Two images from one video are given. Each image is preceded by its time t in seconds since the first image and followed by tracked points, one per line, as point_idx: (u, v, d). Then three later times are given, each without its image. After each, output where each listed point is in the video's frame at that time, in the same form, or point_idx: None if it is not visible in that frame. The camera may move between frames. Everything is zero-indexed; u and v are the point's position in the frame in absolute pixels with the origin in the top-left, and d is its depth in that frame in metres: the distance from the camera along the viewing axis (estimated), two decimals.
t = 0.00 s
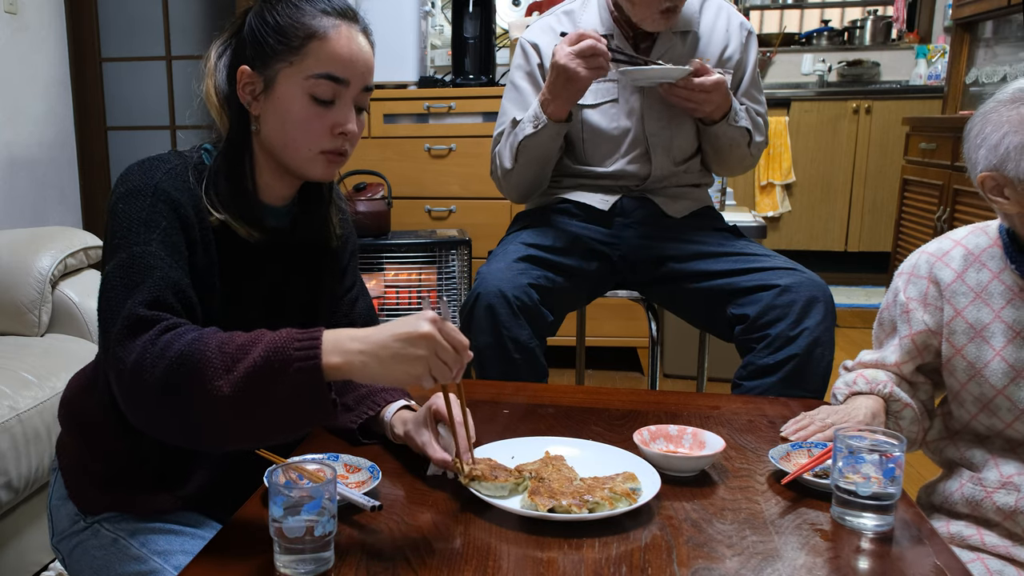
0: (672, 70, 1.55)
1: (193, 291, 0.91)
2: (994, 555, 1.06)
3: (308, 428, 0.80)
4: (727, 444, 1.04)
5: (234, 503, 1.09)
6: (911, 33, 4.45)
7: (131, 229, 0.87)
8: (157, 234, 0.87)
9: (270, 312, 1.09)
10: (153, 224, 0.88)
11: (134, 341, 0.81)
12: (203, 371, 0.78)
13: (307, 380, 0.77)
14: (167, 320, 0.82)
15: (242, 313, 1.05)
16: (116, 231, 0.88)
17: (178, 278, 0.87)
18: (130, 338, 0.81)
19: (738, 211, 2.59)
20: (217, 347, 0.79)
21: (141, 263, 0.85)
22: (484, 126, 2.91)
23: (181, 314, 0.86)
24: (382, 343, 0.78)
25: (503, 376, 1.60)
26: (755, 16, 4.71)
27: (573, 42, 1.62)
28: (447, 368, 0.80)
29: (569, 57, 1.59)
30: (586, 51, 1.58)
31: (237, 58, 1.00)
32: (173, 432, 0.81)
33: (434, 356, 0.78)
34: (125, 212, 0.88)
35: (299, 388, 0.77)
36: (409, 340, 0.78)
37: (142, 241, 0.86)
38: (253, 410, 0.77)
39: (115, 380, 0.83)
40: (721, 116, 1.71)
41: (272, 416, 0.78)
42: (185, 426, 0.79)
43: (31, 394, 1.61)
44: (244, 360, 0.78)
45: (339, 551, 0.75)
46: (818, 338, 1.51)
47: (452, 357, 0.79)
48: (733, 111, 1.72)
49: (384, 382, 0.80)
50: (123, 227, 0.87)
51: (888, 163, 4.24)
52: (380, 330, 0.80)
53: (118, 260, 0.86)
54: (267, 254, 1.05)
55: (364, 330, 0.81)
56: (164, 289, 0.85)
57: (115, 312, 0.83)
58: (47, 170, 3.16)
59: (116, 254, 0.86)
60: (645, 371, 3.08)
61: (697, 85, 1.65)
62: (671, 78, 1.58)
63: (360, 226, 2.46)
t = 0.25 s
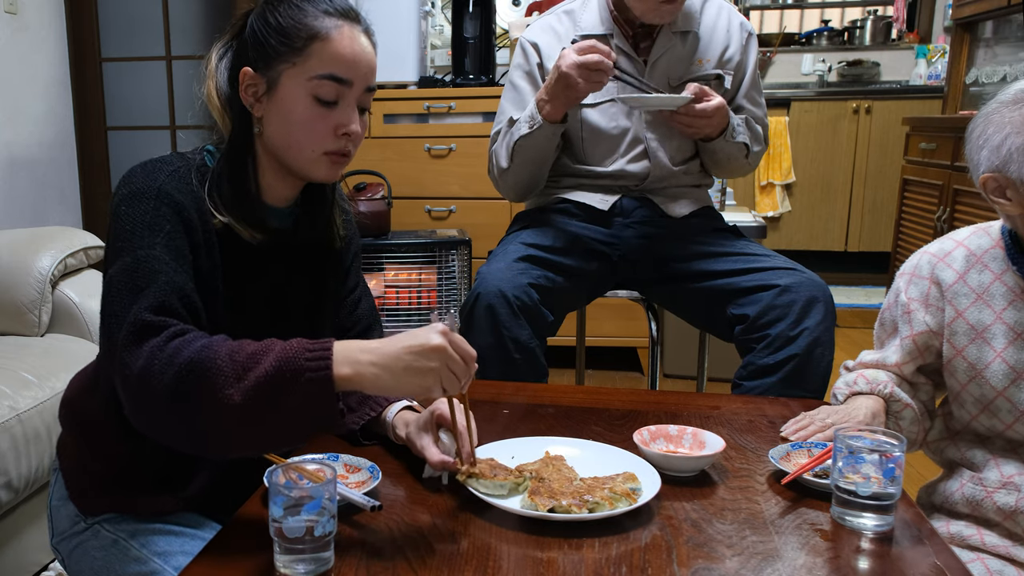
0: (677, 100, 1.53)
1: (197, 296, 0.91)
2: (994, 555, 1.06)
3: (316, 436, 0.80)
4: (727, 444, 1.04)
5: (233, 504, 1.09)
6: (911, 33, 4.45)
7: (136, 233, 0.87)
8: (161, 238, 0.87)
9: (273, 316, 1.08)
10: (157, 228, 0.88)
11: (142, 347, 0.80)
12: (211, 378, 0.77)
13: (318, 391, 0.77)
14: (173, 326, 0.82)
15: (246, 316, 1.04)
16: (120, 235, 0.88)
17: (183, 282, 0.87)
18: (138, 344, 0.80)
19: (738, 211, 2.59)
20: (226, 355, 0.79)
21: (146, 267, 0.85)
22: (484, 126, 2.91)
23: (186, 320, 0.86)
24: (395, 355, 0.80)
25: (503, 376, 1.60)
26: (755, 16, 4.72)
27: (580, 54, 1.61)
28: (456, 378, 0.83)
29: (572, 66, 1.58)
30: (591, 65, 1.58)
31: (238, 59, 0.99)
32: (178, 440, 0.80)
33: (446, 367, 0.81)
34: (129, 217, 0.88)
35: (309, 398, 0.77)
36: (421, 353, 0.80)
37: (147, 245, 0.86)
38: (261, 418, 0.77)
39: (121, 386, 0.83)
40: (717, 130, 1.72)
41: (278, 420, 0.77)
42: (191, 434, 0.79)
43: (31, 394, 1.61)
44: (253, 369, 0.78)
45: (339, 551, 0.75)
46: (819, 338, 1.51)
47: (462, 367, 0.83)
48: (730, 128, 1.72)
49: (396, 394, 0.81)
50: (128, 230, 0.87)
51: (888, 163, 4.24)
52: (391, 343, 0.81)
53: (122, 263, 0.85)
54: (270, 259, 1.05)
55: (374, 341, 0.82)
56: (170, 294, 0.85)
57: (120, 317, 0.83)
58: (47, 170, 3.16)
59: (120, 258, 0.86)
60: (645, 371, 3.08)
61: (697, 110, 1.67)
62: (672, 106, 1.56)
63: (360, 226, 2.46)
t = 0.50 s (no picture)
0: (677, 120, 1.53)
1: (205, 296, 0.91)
2: (994, 555, 1.06)
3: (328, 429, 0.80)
4: (727, 444, 1.04)
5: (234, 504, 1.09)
6: (911, 33, 4.45)
7: (143, 235, 0.87)
8: (168, 239, 0.87)
9: (278, 313, 1.09)
10: (164, 230, 0.88)
11: (154, 348, 0.81)
12: (222, 376, 0.78)
13: (326, 382, 0.77)
14: (182, 327, 0.82)
15: (251, 315, 1.05)
16: (127, 237, 0.88)
17: (191, 283, 0.87)
18: (150, 345, 0.81)
19: (738, 211, 2.59)
20: (235, 352, 0.79)
21: (153, 269, 0.85)
22: (483, 126, 2.91)
23: (195, 320, 0.87)
24: (404, 342, 0.79)
25: (503, 376, 1.60)
26: (755, 16, 4.72)
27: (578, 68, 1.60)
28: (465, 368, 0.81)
29: (569, 83, 1.59)
30: (589, 81, 1.58)
31: (242, 61, 0.99)
32: (188, 436, 0.81)
33: (454, 354, 0.79)
34: (136, 218, 0.88)
35: (317, 390, 0.77)
36: (430, 338, 0.79)
37: (154, 246, 0.86)
38: (272, 414, 0.77)
39: (131, 387, 0.83)
40: (715, 144, 1.71)
41: (286, 419, 0.78)
42: (202, 433, 0.80)
43: (31, 394, 1.61)
44: (263, 363, 0.78)
45: (339, 551, 0.75)
46: (819, 338, 1.51)
47: (470, 358, 0.80)
48: (728, 139, 1.73)
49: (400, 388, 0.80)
50: (135, 232, 0.87)
51: (888, 163, 4.24)
52: (399, 331, 0.80)
53: (129, 266, 0.86)
54: (274, 259, 1.05)
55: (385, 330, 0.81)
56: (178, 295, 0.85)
57: (129, 319, 0.84)
58: (47, 170, 3.16)
59: (127, 260, 0.86)
60: (645, 371, 3.08)
61: (699, 128, 1.66)
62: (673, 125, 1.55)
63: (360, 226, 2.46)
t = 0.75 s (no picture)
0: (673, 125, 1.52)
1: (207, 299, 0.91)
2: (994, 555, 1.06)
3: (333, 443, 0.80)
4: (727, 444, 1.04)
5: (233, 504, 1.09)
6: (911, 33, 4.45)
7: (146, 238, 0.87)
8: (171, 243, 0.87)
9: (278, 314, 1.09)
10: (166, 233, 0.87)
11: (160, 352, 0.81)
12: (228, 386, 0.78)
13: (335, 397, 0.77)
14: (184, 332, 0.82)
15: (251, 316, 1.05)
16: (129, 240, 0.88)
17: (192, 286, 0.87)
18: (158, 349, 0.81)
19: (738, 211, 2.59)
20: (242, 362, 0.79)
21: (156, 273, 0.85)
22: (483, 126, 2.91)
23: (198, 324, 0.87)
24: (412, 362, 0.80)
25: (503, 377, 1.60)
26: (755, 16, 4.72)
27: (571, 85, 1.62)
28: (475, 387, 0.82)
29: (563, 100, 1.62)
30: (585, 98, 1.60)
31: (239, 61, 0.99)
32: (191, 440, 0.81)
33: (463, 374, 0.80)
34: (138, 221, 0.88)
35: (328, 404, 0.77)
36: (438, 360, 0.80)
37: (157, 250, 0.86)
38: (277, 425, 0.78)
39: (134, 390, 0.83)
40: (714, 148, 1.71)
41: (291, 428, 0.78)
42: (204, 438, 0.80)
43: (31, 394, 1.61)
44: (270, 374, 0.78)
45: (339, 551, 0.75)
46: (819, 338, 1.51)
47: (479, 377, 0.82)
48: (728, 142, 1.72)
49: (400, 388, 0.80)
50: (138, 235, 0.87)
51: (888, 163, 4.24)
52: (408, 350, 0.81)
53: (131, 269, 0.85)
54: (274, 261, 1.05)
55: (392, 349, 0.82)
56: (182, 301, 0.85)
57: (132, 322, 0.84)
58: (47, 170, 3.16)
59: (129, 263, 0.86)
60: (645, 371, 3.08)
61: (697, 132, 1.66)
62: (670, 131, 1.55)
63: (360, 226, 2.46)
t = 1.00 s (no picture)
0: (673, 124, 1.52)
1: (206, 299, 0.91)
2: (994, 555, 1.06)
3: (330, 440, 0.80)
4: (727, 444, 1.04)
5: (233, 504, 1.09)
6: (911, 33, 4.45)
7: (144, 239, 0.87)
8: (168, 243, 0.87)
9: (278, 314, 1.09)
10: (164, 233, 0.87)
11: (160, 353, 0.81)
12: (224, 385, 0.78)
13: (330, 391, 0.77)
14: (183, 334, 0.82)
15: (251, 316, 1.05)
16: (127, 241, 0.87)
17: (191, 286, 0.87)
18: (157, 350, 0.81)
19: (738, 211, 2.59)
20: (238, 361, 0.79)
21: (154, 274, 0.84)
22: (483, 126, 2.91)
23: (197, 324, 0.87)
24: (405, 350, 0.79)
25: (503, 377, 1.60)
26: (755, 16, 4.72)
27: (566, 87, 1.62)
28: (469, 370, 0.82)
29: (558, 102, 1.62)
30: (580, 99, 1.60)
31: (237, 61, 0.99)
32: (192, 441, 0.81)
33: (458, 359, 0.80)
34: (136, 222, 0.88)
35: (322, 399, 0.77)
36: (432, 347, 0.80)
37: (155, 250, 0.86)
38: (276, 424, 0.77)
39: (134, 391, 0.84)
40: (714, 150, 1.71)
41: (292, 428, 0.78)
42: (204, 440, 0.80)
43: (31, 394, 1.61)
44: (266, 372, 0.78)
45: (339, 551, 0.75)
46: (818, 338, 1.51)
47: (474, 359, 0.82)
48: (728, 143, 1.72)
49: (399, 389, 0.80)
50: (135, 237, 0.87)
51: (888, 163, 4.24)
52: (402, 338, 0.81)
53: (130, 270, 0.85)
54: (273, 261, 1.05)
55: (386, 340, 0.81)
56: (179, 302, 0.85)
57: (131, 324, 0.84)
58: (47, 170, 3.16)
59: (128, 264, 0.86)
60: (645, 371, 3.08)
61: (696, 133, 1.66)
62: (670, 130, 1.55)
63: (361, 226, 2.46)
